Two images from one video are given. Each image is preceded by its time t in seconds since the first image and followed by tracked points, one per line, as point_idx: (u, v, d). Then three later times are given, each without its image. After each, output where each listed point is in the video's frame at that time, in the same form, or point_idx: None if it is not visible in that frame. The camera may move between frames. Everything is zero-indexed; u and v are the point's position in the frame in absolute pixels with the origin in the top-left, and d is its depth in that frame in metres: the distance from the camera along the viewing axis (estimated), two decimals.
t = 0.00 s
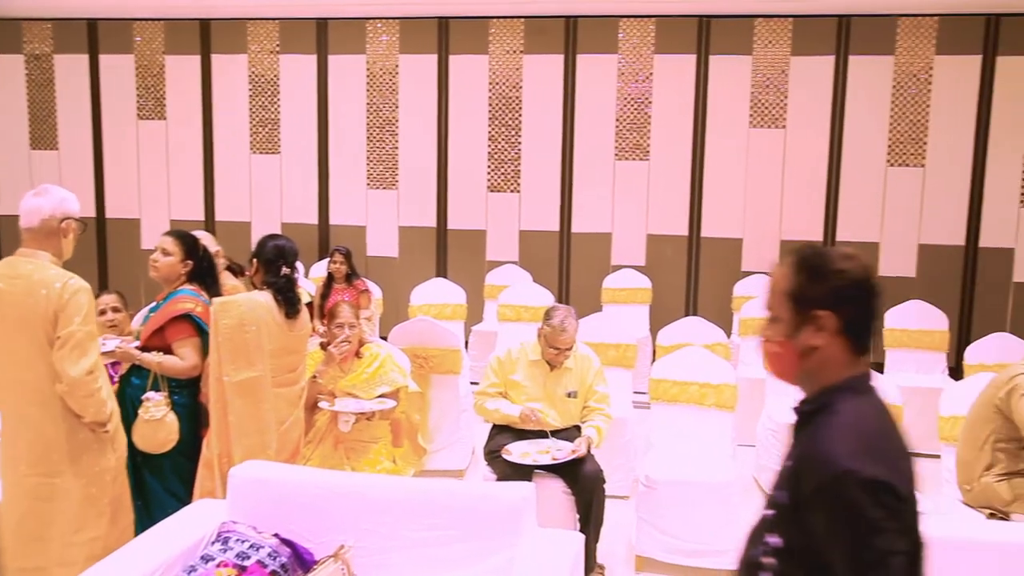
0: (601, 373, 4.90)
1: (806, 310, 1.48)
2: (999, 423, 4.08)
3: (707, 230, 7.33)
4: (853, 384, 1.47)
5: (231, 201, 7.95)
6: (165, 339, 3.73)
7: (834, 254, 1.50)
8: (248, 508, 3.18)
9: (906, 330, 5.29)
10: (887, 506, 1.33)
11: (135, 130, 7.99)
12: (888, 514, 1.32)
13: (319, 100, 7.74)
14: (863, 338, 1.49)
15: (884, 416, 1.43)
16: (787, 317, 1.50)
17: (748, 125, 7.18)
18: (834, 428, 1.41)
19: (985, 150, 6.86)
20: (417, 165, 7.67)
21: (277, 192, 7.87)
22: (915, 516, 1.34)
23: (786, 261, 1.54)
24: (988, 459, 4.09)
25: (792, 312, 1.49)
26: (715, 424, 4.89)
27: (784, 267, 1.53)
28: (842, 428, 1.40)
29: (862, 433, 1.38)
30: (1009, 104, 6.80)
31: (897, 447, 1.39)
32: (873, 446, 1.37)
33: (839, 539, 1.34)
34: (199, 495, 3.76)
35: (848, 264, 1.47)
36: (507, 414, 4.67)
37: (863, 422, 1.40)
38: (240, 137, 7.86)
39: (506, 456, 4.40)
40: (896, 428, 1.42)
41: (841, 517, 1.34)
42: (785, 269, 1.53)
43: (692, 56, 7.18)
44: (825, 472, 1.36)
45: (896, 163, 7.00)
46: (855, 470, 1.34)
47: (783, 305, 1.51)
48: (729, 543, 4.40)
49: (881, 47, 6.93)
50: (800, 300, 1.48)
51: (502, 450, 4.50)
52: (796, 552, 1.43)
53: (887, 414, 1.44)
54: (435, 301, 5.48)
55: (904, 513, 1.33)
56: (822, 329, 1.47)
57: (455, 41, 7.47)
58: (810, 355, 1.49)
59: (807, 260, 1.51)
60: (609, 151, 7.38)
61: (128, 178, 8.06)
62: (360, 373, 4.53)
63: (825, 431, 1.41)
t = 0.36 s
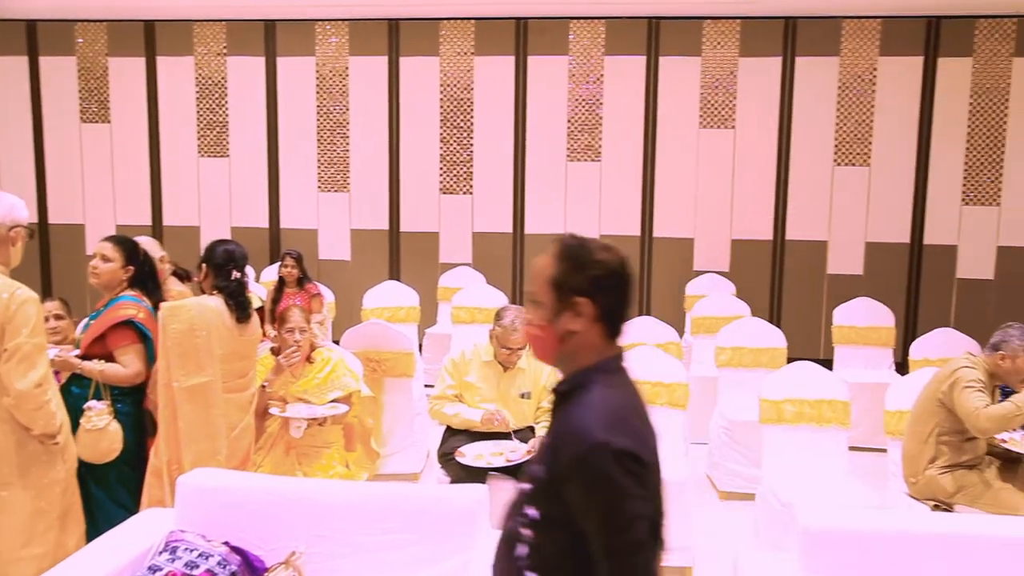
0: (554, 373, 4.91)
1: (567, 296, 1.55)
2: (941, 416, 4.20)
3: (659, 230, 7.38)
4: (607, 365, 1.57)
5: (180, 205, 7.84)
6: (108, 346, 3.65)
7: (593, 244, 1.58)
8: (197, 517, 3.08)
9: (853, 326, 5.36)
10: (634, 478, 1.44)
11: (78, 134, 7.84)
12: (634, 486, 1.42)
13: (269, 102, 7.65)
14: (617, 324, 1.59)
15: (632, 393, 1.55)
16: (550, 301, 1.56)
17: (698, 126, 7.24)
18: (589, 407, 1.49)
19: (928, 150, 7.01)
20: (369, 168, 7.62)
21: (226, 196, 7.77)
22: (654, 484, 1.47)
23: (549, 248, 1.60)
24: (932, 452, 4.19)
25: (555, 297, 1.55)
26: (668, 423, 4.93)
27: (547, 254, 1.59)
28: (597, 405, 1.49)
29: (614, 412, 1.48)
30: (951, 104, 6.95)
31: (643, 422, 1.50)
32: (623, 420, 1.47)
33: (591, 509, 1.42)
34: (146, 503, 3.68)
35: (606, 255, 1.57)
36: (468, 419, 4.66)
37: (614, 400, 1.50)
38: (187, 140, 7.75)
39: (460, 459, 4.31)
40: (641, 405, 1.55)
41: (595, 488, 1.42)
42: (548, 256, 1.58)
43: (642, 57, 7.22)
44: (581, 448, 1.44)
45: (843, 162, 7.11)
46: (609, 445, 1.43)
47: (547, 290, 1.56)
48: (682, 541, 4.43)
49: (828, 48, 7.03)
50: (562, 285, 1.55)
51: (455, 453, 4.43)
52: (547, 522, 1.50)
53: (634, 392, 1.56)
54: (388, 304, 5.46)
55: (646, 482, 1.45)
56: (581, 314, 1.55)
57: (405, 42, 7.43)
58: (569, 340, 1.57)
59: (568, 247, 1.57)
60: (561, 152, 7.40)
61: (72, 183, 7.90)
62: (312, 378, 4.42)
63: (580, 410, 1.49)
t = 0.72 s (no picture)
0: (507, 373, 4.92)
1: (341, 305, 1.51)
2: (887, 410, 4.27)
3: (612, 229, 7.41)
4: (376, 372, 1.55)
5: (126, 206, 7.70)
6: (47, 353, 3.56)
7: (368, 252, 1.56)
8: (145, 524, 3.00)
9: (804, 323, 5.41)
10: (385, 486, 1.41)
11: (19, 134, 7.67)
12: (380, 497, 1.40)
13: (217, 102, 7.55)
14: (390, 333, 1.57)
15: (396, 402, 1.52)
16: (322, 309, 1.52)
17: (650, 126, 7.29)
18: (345, 415, 1.46)
19: (874, 149, 7.13)
20: (320, 168, 7.55)
21: (174, 197, 7.66)
22: (408, 491, 1.44)
23: (324, 255, 1.56)
24: (878, 445, 4.26)
25: (329, 306, 1.52)
26: (621, 422, 4.98)
27: (321, 261, 1.55)
28: (350, 415, 1.45)
29: (368, 420, 1.45)
30: (896, 104, 7.08)
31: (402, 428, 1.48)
32: (376, 428, 1.45)
33: (337, 518, 1.39)
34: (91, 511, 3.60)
35: (382, 265, 1.54)
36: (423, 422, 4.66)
37: (372, 409, 1.47)
38: (133, 141, 7.62)
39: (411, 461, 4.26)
40: (405, 414, 1.52)
41: (340, 497, 1.39)
42: (321, 263, 1.54)
43: (594, 57, 7.25)
44: (329, 456, 1.40)
45: (792, 161, 7.21)
46: (355, 453, 1.40)
47: (320, 297, 1.52)
48: (636, 538, 4.46)
49: (777, 48, 7.12)
50: (336, 293, 1.51)
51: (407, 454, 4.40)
52: (303, 534, 1.44)
53: (399, 400, 1.54)
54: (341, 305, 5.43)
55: (398, 489, 1.42)
56: (355, 324, 1.53)
57: (356, 41, 7.38)
58: (341, 348, 1.54)
59: (344, 255, 1.53)
60: (514, 152, 7.41)
61: (14, 184, 7.71)
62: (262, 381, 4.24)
63: (336, 418, 1.46)
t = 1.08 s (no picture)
0: (455, 373, 4.91)
1: (74, 303, 1.31)
2: (827, 405, 4.32)
3: (560, 229, 7.43)
4: (119, 373, 1.34)
5: (64, 208, 7.53)
6: None
7: (102, 242, 1.35)
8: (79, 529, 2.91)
9: (750, 319, 5.47)
10: (109, 491, 1.22)
11: None
12: (98, 502, 1.21)
13: (157, 101, 7.41)
14: (137, 329, 1.37)
15: (138, 399, 1.32)
16: (52, 307, 1.30)
17: (597, 125, 7.32)
18: (70, 415, 1.26)
19: (816, 147, 7.25)
20: (265, 168, 7.45)
21: (113, 198, 7.50)
22: (147, 495, 1.25)
23: (53, 246, 1.33)
24: (820, 438, 4.33)
25: (59, 304, 1.30)
26: (569, 419, 4.99)
27: (48, 252, 1.32)
28: (74, 414, 1.26)
29: (94, 419, 1.25)
30: (837, 104, 7.21)
31: (143, 427, 1.28)
32: (102, 427, 1.25)
33: (50, 531, 1.20)
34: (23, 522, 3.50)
35: (116, 255, 1.34)
36: (358, 417, 4.61)
37: (101, 408, 1.27)
38: (71, 140, 7.45)
39: (358, 462, 4.23)
40: (151, 409, 1.32)
41: (52, 507, 1.19)
42: (50, 255, 1.32)
43: (540, 56, 7.26)
44: (39, 462, 1.21)
45: (737, 159, 7.29)
46: (67, 456, 1.20)
47: (48, 295, 1.30)
48: (584, 534, 4.47)
49: (721, 48, 7.20)
50: (68, 291, 1.30)
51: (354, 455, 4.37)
52: (31, 552, 1.24)
53: (148, 396, 1.34)
54: (287, 307, 5.37)
55: (128, 495, 1.24)
56: (95, 320, 1.32)
57: (300, 40, 7.31)
58: (79, 351, 1.33)
59: (75, 245, 1.33)
60: (461, 151, 7.39)
61: None
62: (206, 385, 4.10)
63: (59, 419, 1.26)
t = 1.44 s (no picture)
0: (405, 373, 4.89)
1: None
2: (774, 400, 4.37)
3: (513, 227, 7.44)
4: None
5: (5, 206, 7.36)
6: None
7: None
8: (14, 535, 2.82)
9: (700, 317, 5.50)
10: None
11: None
12: None
13: (101, 97, 7.27)
14: None
15: None
16: None
17: (550, 123, 7.34)
18: None
19: (765, 146, 7.34)
20: (214, 166, 7.35)
21: (56, 196, 7.35)
22: None
23: None
24: (768, 434, 4.37)
25: None
26: (520, 417, 5.00)
27: None
28: None
29: None
30: (786, 103, 7.31)
31: None
32: None
33: None
34: None
35: None
36: (303, 424, 4.52)
37: None
38: (11, 137, 7.28)
39: (308, 463, 4.17)
40: None
41: None
42: None
43: (493, 55, 7.26)
44: None
45: (688, 158, 7.36)
46: None
47: None
48: (535, 533, 4.48)
49: (671, 48, 7.26)
50: None
51: (303, 455, 4.31)
52: None
53: None
54: (236, 307, 5.30)
55: None
56: None
57: (249, 36, 7.23)
58: None
59: None
60: (413, 149, 7.36)
61: None
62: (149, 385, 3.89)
63: None
